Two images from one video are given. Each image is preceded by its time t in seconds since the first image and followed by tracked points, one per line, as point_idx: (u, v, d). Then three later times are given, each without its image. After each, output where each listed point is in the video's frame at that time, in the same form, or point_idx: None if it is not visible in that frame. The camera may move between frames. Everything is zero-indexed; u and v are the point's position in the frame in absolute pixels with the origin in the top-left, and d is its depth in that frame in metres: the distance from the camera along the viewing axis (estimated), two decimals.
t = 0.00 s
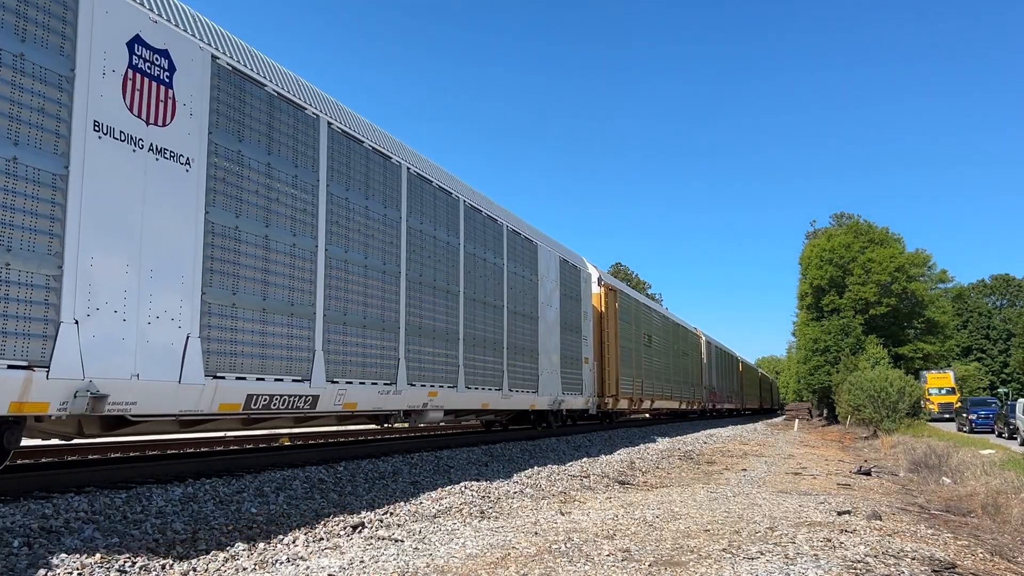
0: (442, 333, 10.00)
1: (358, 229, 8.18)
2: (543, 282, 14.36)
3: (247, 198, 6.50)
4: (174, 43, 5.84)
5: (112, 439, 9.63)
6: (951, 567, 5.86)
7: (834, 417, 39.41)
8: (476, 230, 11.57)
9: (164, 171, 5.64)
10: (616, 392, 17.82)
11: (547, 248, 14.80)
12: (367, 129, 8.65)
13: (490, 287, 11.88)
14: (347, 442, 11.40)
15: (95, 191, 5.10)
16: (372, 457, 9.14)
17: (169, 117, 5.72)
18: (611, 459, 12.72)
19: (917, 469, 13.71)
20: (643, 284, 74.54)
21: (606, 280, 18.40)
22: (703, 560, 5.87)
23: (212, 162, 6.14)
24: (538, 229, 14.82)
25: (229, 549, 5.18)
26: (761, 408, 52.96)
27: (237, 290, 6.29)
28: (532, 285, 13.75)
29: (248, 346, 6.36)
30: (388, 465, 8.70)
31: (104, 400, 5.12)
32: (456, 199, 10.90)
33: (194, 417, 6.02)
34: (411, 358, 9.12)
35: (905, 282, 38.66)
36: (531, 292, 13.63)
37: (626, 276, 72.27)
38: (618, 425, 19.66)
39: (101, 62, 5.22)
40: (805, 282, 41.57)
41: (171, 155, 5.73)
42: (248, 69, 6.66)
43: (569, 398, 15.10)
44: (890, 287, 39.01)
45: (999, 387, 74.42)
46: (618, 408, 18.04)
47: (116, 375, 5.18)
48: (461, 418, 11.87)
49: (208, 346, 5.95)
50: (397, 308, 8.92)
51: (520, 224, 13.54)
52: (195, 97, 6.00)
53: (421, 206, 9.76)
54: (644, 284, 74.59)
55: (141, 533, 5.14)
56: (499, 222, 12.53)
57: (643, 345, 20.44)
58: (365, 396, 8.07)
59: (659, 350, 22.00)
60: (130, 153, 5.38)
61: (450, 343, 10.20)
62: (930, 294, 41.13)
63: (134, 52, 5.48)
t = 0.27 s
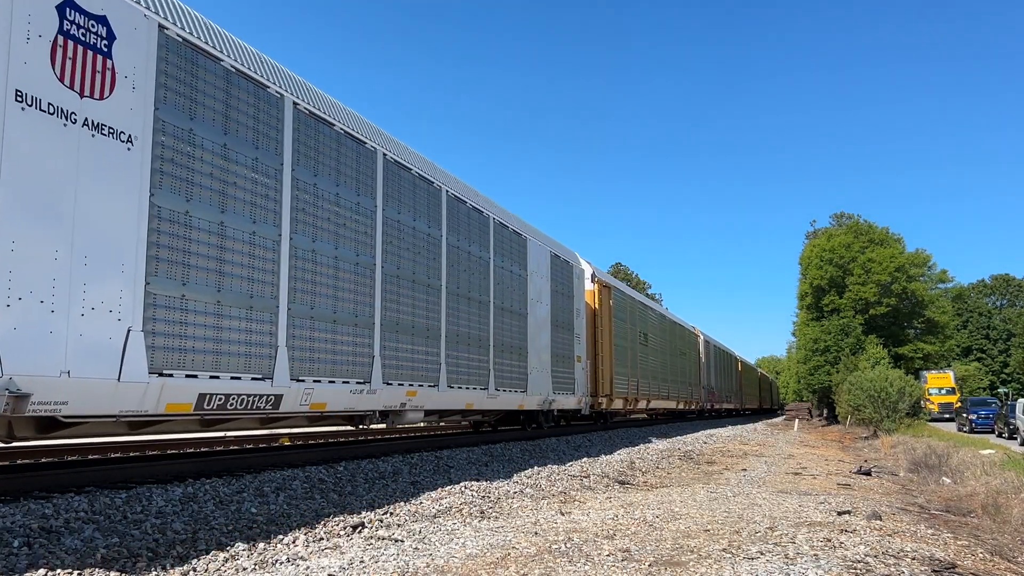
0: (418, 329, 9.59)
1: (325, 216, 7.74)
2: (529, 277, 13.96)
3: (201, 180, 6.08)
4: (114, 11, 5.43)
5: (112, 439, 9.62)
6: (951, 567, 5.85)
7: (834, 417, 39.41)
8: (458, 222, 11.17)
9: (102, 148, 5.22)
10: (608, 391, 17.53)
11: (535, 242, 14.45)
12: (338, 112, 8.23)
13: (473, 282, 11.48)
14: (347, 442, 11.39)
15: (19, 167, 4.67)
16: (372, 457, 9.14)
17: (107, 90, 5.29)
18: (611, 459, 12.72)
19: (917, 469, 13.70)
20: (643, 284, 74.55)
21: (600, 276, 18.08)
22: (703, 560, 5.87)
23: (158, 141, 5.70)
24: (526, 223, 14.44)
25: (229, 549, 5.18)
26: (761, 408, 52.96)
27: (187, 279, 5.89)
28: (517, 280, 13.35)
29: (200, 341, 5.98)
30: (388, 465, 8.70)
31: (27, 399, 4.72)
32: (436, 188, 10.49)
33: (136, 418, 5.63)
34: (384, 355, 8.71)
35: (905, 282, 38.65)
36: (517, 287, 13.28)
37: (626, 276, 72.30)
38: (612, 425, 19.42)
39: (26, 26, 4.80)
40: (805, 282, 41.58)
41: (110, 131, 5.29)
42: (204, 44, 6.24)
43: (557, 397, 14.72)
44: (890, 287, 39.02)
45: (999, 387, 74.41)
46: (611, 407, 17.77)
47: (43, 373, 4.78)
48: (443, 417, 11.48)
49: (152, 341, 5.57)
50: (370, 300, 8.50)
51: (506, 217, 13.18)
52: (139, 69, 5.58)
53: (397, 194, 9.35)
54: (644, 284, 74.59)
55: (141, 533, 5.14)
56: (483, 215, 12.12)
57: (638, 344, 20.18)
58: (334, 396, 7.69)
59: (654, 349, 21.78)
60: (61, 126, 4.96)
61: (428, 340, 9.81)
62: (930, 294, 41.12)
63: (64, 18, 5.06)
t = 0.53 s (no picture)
0: (393, 325, 9.12)
1: (290, 204, 7.31)
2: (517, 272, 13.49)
3: (144, 159, 5.69)
4: None
5: (112, 439, 9.61)
6: (951, 567, 5.86)
7: (834, 417, 39.41)
8: (441, 212, 10.70)
9: (27, 119, 4.82)
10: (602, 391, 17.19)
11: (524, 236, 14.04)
12: (305, 93, 7.80)
13: (456, 276, 11.03)
14: (347, 442, 11.39)
15: None
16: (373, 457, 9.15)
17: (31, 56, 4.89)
18: (611, 459, 12.72)
19: (917, 469, 13.70)
20: (643, 284, 74.55)
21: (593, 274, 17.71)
22: (703, 560, 5.87)
23: (93, 115, 5.30)
24: (514, 216, 14.00)
25: (229, 549, 5.18)
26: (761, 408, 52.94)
27: (128, 267, 5.49)
28: (504, 275, 12.89)
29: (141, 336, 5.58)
30: (388, 465, 8.70)
31: None
32: (416, 177, 10.04)
33: (71, 417, 5.22)
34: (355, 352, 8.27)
35: (905, 282, 38.64)
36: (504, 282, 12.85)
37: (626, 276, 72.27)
38: (606, 426, 19.13)
39: None
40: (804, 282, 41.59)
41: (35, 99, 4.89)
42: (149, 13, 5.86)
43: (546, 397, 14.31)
44: (890, 287, 39.01)
45: (999, 387, 74.40)
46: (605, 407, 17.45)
47: None
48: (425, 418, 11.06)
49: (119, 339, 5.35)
50: (341, 294, 8.07)
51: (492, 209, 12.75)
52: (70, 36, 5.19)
53: (373, 183, 8.92)
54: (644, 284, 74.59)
55: (141, 533, 5.14)
56: (467, 206, 11.67)
57: (633, 343, 19.89)
58: (300, 395, 7.29)
59: (650, 348, 21.54)
60: None
61: (404, 336, 9.35)
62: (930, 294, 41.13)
63: None
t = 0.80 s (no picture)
0: (367, 320, 8.61)
1: (248, 188, 6.84)
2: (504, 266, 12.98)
3: (76, 134, 5.22)
4: None
5: (112, 439, 9.60)
6: (951, 567, 5.85)
7: (834, 417, 39.40)
8: (421, 202, 10.21)
9: None
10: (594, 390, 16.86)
11: (511, 229, 13.54)
12: (268, 70, 7.33)
13: (439, 269, 10.54)
14: (347, 442, 11.37)
15: None
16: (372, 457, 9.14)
17: None
18: (611, 459, 12.71)
19: (917, 469, 13.69)
20: (643, 284, 74.52)
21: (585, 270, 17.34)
22: (703, 560, 5.87)
23: (16, 83, 4.80)
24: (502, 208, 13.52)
25: (229, 549, 5.17)
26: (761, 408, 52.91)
27: (58, 252, 4.99)
28: (489, 269, 12.38)
29: (79, 329, 5.11)
30: (388, 465, 8.69)
31: None
32: (394, 164, 9.56)
33: None
34: (323, 347, 7.77)
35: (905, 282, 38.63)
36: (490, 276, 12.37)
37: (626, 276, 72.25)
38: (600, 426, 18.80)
39: None
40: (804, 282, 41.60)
41: None
42: None
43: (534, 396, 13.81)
44: (890, 287, 39.00)
45: (999, 386, 74.37)
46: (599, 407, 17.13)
47: None
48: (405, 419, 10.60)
49: (119, 337, 5.41)
50: (308, 286, 7.58)
51: (477, 200, 12.25)
52: None
53: (345, 169, 8.44)
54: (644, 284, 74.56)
55: (141, 533, 5.13)
56: (449, 196, 11.18)
57: (627, 342, 19.60)
58: (261, 394, 6.85)
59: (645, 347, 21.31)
60: None
61: (379, 331, 8.83)
62: (930, 294, 41.12)
63: None
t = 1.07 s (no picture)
0: (338, 316, 8.05)
1: (199, 168, 6.26)
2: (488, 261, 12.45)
3: None
4: None
5: (112, 439, 9.60)
6: (951, 567, 5.85)
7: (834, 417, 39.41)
8: (398, 190, 9.64)
9: None
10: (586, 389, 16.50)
11: (497, 221, 12.97)
12: (223, 43, 6.78)
13: (417, 263, 10.00)
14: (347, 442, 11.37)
15: None
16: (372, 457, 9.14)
17: None
18: (611, 459, 12.71)
19: (917, 469, 13.70)
20: (642, 284, 74.56)
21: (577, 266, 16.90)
22: (703, 560, 5.87)
23: None
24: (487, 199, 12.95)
25: (229, 549, 5.18)
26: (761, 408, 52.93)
27: None
28: (472, 262, 11.83)
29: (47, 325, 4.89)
30: (388, 465, 8.69)
31: None
32: (367, 148, 8.98)
33: None
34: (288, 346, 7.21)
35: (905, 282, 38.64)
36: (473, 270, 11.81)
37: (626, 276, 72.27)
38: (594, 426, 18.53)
39: None
40: (804, 282, 41.63)
41: None
42: None
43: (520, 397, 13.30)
44: (890, 287, 38.98)
45: (999, 387, 74.37)
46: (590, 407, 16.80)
47: None
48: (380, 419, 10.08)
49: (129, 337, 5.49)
50: (269, 277, 6.99)
51: (459, 190, 11.68)
52: None
53: (312, 152, 7.84)
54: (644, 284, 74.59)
55: (141, 533, 5.13)
56: (429, 186, 10.63)
57: (621, 340, 19.27)
58: (215, 393, 6.32)
59: (640, 346, 21.04)
60: None
61: (350, 327, 8.26)
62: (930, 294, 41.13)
63: None
